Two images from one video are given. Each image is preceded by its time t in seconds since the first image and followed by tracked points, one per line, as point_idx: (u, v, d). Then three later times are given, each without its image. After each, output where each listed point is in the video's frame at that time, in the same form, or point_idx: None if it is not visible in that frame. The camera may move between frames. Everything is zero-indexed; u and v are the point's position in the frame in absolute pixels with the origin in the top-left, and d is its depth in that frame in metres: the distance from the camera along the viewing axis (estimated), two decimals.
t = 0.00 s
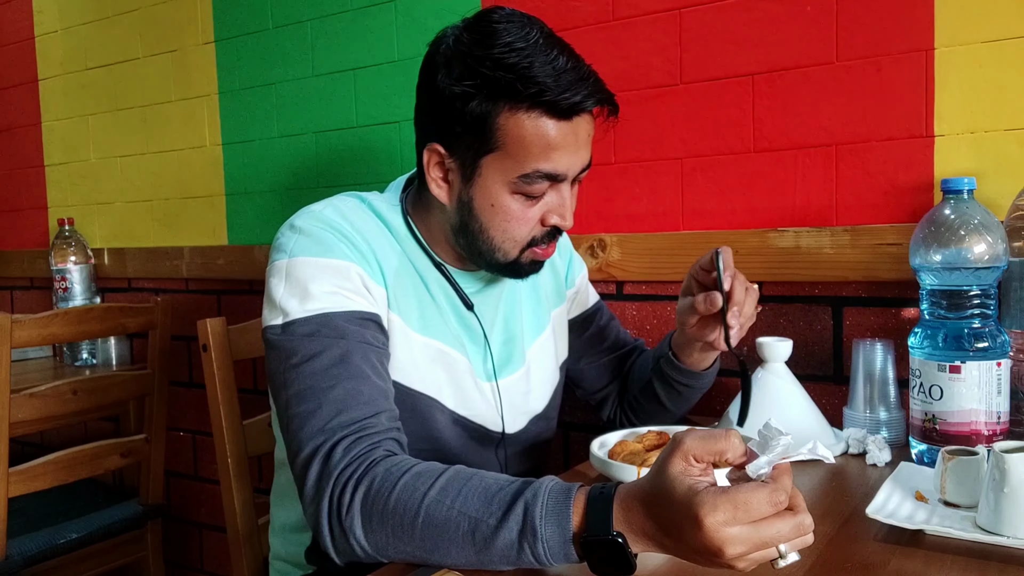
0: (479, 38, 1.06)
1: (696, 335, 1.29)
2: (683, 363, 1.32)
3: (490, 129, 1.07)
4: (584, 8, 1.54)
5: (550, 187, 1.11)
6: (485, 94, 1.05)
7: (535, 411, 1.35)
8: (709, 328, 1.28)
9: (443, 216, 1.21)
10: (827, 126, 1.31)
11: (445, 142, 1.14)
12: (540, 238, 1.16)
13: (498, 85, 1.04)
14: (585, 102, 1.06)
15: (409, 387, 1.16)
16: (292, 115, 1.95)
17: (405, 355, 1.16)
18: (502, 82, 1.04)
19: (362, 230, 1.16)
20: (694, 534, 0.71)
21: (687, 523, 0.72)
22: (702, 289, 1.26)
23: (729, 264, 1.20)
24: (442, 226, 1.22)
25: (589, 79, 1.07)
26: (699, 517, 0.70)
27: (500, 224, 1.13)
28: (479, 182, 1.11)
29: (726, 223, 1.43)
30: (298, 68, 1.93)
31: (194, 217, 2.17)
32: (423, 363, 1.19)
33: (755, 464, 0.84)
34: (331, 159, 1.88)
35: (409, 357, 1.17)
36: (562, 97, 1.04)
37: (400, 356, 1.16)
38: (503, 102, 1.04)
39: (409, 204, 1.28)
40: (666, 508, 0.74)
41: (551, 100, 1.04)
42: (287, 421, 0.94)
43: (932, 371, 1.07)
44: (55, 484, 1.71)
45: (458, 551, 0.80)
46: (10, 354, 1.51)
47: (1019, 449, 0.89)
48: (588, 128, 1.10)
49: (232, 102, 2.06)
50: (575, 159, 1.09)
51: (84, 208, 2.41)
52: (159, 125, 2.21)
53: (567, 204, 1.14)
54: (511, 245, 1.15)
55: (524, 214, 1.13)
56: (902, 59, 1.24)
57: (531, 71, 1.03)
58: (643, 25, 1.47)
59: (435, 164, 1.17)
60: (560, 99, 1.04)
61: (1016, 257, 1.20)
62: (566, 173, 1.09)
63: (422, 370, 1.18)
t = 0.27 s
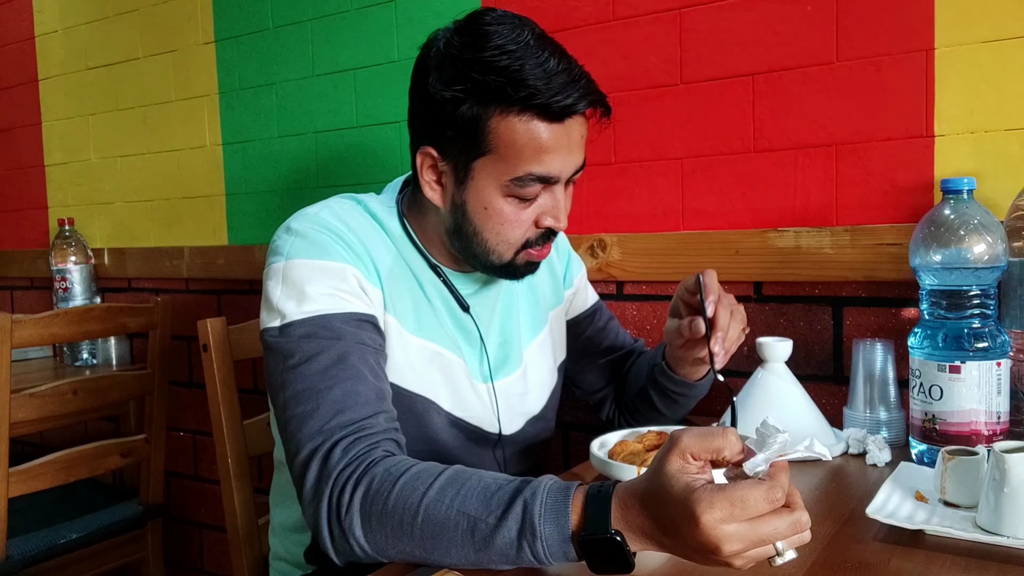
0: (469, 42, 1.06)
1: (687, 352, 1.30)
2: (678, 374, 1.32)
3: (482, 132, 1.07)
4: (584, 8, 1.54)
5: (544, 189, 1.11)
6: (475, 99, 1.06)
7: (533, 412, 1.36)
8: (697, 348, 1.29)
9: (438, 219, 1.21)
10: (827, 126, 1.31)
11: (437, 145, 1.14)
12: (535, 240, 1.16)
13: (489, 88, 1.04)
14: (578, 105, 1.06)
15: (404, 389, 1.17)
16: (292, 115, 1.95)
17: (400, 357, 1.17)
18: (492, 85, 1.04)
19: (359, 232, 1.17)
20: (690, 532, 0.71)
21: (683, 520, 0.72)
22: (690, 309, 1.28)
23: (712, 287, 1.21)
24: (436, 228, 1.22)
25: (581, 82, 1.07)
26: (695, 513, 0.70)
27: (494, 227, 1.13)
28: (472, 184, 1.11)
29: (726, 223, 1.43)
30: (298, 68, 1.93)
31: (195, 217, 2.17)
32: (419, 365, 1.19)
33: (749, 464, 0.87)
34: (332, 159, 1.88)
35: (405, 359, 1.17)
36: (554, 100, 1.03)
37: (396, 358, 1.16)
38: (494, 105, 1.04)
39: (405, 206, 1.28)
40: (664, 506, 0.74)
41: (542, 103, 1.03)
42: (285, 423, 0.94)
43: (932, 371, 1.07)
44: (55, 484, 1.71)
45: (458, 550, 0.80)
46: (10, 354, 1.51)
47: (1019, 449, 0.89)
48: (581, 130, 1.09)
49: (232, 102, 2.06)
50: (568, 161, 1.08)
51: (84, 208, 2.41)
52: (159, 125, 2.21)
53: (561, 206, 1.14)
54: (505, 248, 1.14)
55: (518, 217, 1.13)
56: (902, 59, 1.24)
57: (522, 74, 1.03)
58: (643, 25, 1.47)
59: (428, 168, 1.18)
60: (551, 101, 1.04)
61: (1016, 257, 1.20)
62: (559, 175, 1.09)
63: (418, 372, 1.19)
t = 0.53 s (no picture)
0: (463, 46, 1.06)
1: (684, 357, 1.30)
2: (676, 376, 1.32)
3: (477, 137, 1.07)
4: (584, 8, 1.54)
5: (539, 193, 1.11)
6: (469, 104, 1.06)
7: (531, 413, 1.36)
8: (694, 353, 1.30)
9: (435, 221, 1.21)
10: (827, 126, 1.31)
11: (433, 149, 1.14)
12: (531, 244, 1.16)
13: (484, 93, 1.04)
14: (573, 109, 1.05)
15: (403, 389, 1.17)
16: (292, 115, 1.95)
17: (398, 357, 1.17)
18: (485, 91, 1.04)
19: (358, 232, 1.17)
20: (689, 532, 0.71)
21: (682, 520, 0.72)
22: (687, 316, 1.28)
23: (708, 295, 1.21)
24: (433, 230, 1.23)
25: (577, 85, 1.07)
26: (693, 514, 0.71)
27: (490, 231, 1.13)
28: (468, 188, 1.12)
29: (726, 223, 1.43)
30: (298, 68, 1.93)
31: (195, 217, 2.17)
32: (417, 365, 1.19)
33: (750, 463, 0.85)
34: (331, 159, 1.88)
35: (404, 360, 1.17)
36: (549, 105, 1.03)
37: (395, 359, 1.16)
38: (489, 110, 1.04)
39: (403, 207, 1.29)
40: (663, 506, 0.74)
41: (537, 108, 1.03)
42: (285, 424, 0.94)
43: (932, 371, 1.07)
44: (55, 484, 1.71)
45: (457, 550, 0.80)
46: (10, 354, 1.51)
47: (1019, 450, 0.89)
48: (578, 134, 1.09)
49: (232, 102, 2.06)
50: (564, 165, 1.08)
51: (84, 208, 2.41)
52: (159, 125, 2.21)
53: (557, 210, 1.13)
54: (501, 251, 1.15)
55: (514, 220, 1.13)
56: (902, 59, 1.24)
57: (516, 79, 1.03)
58: (643, 25, 1.47)
59: (424, 171, 1.18)
60: (546, 106, 1.03)
61: (1016, 257, 1.20)
62: (554, 180, 1.09)
63: (416, 373, 1.19)
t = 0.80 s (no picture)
0: (463, 50, 1.06)
1: (686, 363, 1.30)
2: (678, 381, 1.32)
3: (477, 140, 1.07)
4: (584, 8, 1.54)
5: (540, 196, 1.11)
6: (468, 108, 1.06)
7: (531, 414, 1.36)
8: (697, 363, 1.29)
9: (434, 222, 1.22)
10: (827, 126, 1.31)
11: (432, 151, 1.14)
12: (531, 246, 1.16)
13: (483, 97, 1.04)
14: (573, 112, 1.05)
15: (403, 389, 1.17)
16: (292, 115, 1.95)
17: (398, 357, 1.17)
18: (485, 95, 1.04)
19: (358, 232, 1.17)
20: (690, 532, 0.71)
21: (682, 520, 0.72)
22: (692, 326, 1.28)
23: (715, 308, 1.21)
24: (433, 232, 1.23)
25: (577, 89, 1.07)
26: (694, 514, 0.71)
27: (490, 234, 1.13)
28: (467, 191, 1.12)
29: (726, 223, 1.43)
30: (298, 67, 1.93)
31: (194, 217, 2.17)
32: (417, 365, 1.19)
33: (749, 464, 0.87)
34: (331, 158, 1.88)
35: (403, 360, 1.17)
36: (549, 109, 1.03)
37: (394, 359, 1.16)
38: (489, 114, 1.04)
39: (403, 207, 1.29)
40: (663, 506, 0.74)
41: (537, 112, 1.03)
42: (284, 423, 0.94)
43: (932, 371, 1.07)
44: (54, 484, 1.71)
45: (458, 550, 0.80)
46: (10, 354, 1.51)
47: (1019, 450, 0.89)
48: (578, 137, 1.09)
49: (232, 102, 2.06)
50: (564, 168, 1.08)
51: (84, 207, 2.41)
52: (158, 125, 2.21)
53: (557, 213, 1.13)
54: (501, 254, 1.15)
55: (514, 223, 1.13)
56: (902, 59, 1.24)
57: (517, 83, 1.03)
58: (643, 25, 1.47)
59: (424, 172, 1.18)
60: (546, 110, 1.03)
61: (1016, 257, 1.20)
62: (554, 183, 1.08)
63: (416, 373, 1.19)
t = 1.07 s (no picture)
0: (460, 52, 1.06)
1: (686, 366, 1.30)
2: (678, 382, 1.32)
3: (474, 143, 1.07)
4: (584, 8, 1.54)
5: (538, 199, 1.11)
6: (465, 112, 1.06)
7: (531, 414, 1.36)
8: (699, 369, 1.30)
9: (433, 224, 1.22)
10: (827, 126, 1.31)
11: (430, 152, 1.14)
12: (529, 248, 1.16)
13: (481, 101, 1.04)
14: (572, 115, 1.05)
15: (402, 390, 1.17)
16: (292, 115, 1.95)
17: (397, 357, 1.17)
18: (482, 98, 1.04)
19: (357, 233, 1.17)
20: (689, 530, 0.71)
21: (681, 519, 0.72)
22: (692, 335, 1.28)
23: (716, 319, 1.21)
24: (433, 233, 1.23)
25: (575, 91, 1.06)
26: (693, 512, 0.71)
27: (488, 236, 1.13)
28: (465, 193, 1.12)
29: (726, 223, 1.43)
30: (298, 68, 1.93)
31: (195, 218, 2.17)
32: (417, 366, 1.19)
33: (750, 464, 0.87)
34: (331, 158, 1.88)
35: (403, 360, 1.17)
36: (547, 112, 1.03)
37: (394, 359, 1.16)
38: (486, 118, 1.04)
39: (403, 207, 1.29)
40: (663, 504, 0.74)
41: (535, 115, 1.03)
42: (284, 422, 0.94)
43: (932, 371, 1.07)
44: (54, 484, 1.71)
45: (458, 550, 0.80)
46: (10, 354, 1.51)
47: (1019, 450, 0.89)
48: (576, 139, 1.08)
49: (232, 102, 2.06)
50: (562, 171, 1.08)
51: (84, 208, 2.41)
52: (159, 125, 2.21)
53: (556, 215, 1.13)
54: (500, 256, 1.15)
55: (512, 225, 1.13)
56: (902, 59, 1.24)
57: (515, 86, 1.03)
58: (643, 25, 1.47)
59: (422, 174, 1.18)
60: (543, 113, 1.03)
61: (1016, 257, 1.20)
62: (552, 186, 1.08)
63: (415, 374, 1.19)
